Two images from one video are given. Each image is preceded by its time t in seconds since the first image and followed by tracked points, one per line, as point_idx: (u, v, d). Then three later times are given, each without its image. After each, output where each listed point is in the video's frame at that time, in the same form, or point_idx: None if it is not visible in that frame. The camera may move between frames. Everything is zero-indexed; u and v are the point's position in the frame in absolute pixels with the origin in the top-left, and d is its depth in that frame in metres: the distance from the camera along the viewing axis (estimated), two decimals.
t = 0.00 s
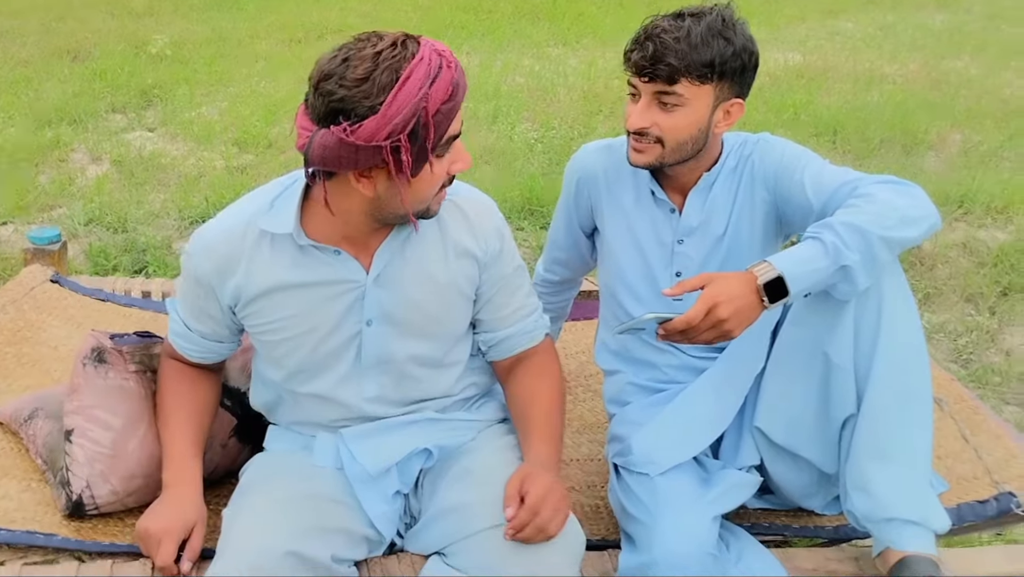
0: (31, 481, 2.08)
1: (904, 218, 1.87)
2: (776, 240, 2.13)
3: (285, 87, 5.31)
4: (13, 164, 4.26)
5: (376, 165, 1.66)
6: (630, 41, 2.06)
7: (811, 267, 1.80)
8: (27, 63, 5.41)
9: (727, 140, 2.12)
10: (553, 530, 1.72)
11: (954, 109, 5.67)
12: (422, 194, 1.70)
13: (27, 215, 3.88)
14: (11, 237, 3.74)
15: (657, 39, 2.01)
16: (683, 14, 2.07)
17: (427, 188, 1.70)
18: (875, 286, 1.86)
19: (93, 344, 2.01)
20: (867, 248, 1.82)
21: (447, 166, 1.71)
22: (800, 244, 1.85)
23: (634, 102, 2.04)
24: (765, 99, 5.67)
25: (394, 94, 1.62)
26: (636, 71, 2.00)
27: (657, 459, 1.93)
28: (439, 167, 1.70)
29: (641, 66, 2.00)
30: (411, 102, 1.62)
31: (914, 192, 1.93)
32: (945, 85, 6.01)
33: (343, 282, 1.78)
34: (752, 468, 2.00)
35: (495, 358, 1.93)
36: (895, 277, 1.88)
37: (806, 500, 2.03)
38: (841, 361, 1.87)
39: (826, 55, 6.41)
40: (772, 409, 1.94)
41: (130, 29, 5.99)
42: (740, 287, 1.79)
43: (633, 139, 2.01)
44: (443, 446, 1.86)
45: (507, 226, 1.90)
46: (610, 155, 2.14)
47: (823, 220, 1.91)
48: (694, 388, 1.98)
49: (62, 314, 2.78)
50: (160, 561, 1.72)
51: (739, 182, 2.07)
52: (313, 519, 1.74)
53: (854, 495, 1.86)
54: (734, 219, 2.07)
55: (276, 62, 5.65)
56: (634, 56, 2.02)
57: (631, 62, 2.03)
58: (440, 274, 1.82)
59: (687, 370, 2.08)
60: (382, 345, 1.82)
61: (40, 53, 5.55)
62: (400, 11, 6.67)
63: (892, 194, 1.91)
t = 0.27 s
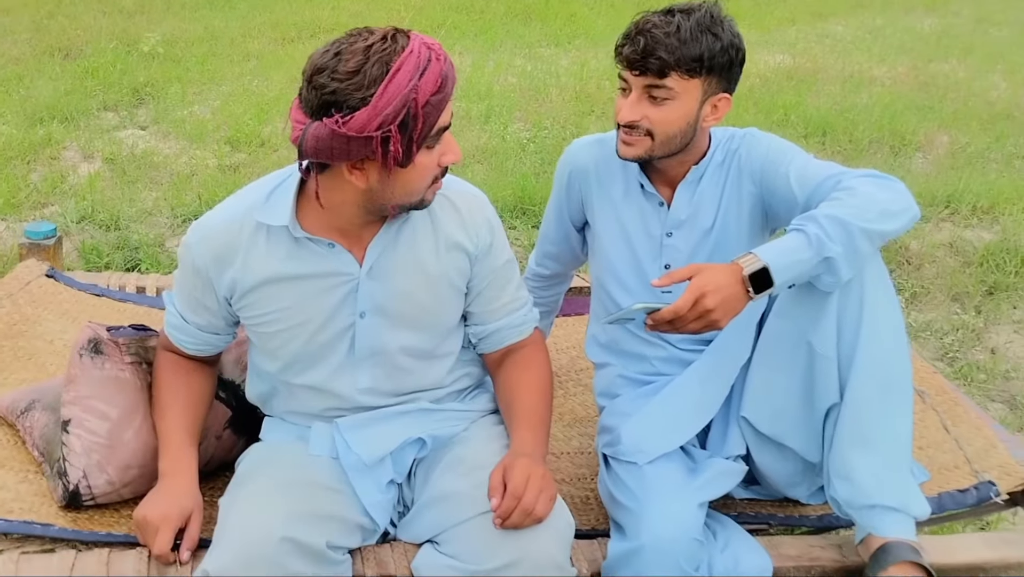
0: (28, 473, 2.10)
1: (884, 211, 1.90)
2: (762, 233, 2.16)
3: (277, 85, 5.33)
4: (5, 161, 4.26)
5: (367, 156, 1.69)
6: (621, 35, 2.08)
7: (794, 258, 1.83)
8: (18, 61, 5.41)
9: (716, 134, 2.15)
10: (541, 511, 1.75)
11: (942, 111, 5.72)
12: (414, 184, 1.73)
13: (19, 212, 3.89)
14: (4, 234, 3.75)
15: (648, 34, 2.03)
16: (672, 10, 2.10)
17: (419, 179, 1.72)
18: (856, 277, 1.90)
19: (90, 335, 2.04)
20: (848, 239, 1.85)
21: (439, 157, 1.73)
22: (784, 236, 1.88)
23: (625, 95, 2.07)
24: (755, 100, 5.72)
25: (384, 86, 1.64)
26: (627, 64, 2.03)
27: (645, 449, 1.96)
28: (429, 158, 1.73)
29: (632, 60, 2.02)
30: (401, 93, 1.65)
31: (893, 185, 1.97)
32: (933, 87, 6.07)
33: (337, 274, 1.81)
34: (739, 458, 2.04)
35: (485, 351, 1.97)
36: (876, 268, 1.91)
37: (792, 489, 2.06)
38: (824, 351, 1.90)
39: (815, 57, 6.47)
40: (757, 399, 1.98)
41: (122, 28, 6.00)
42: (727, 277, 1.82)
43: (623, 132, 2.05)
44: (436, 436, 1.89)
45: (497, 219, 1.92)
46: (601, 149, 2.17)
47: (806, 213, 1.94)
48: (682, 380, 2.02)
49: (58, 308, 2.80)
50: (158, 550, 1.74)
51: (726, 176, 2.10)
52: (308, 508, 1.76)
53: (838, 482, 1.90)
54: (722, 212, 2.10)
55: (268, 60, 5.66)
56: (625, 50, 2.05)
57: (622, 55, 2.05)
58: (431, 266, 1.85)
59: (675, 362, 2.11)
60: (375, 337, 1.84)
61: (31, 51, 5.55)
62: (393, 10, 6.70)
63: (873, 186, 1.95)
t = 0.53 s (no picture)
0: (24, 465, 2.12)
1: (863, 204, 1.93)
2: (750, 227, 2.19)
3: (271, 83, 5.33)
4: None
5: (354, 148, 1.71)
6: (602, 46, 2.09)
7: (776, 249, 1.86)
8: (10, 58, 5.41)
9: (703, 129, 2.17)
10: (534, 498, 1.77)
11: (932, 111, 5.76)
12: (402, 176, 1.75)
13: (11, 210, 3.90)
14: None
15: (627, 46, 2.04)
16: (649, 17, 2.10)
17: (406, 171, 1.75)
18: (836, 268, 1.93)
19: (85, 328, 2.07)
20: (829, 231, 1.88)
21: (425, 150, 1.75)
22: (767, 228, 1.91)
23: (610, 105, 2.09)
24: (748, 100, 5.75)
25: (370, 78, 1.67)
26: (609, 77, 2.04)
27: (633, 438, 1.98)
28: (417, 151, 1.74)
29: (613, 74, 2.04)
30: (387, 85, 1.67)
31: (872, 179, 2.01)
32: (924, 88, 6.11)
33: (329, 266, 1.83)
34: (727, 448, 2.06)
35: (476, 343, 1.99)
36: (855, 259, 1.95)
37: (780, 478, 2.09)
38: (807, 341, 1.93)
39: (808, 58, 6.50)
40: (742, 390, 2.00)
41: (114, 25, 6.00)
42: (712, 267, 1.85)
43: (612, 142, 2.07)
44: (430, 427, 1.92)
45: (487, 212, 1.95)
46: (590, 146, 2.19)
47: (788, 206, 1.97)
48: (670, 371, 2.04)
49: (52, 303, 2.81)
50: (156, 539, 1.76)
51: (712, 171, 2.12)
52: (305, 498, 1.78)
53: (821, 469, 1.92)
54: (710, 207, 2.13)
55: (262, 58, 5.67)
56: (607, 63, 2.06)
57: (604, 68, 2.07)
58: (423, 259, 1.87)
59: (664, 354, 2.13)
60: (368, 329, 1.87)
61: (22, 48, 5.55)
62: (386, 9, 6.71)
63: (853, 181, 1.98)
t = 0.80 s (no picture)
0: (20, 458, 2.15)
1: (848, 201, 1.96)
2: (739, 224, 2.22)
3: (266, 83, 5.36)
4: None
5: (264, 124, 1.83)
6: (595, 40, 2.13)
7: (763, 243, 1.89)
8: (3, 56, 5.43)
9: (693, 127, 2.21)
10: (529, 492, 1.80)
11: (928, 113, 5.80)
12: (300, 154, 1.77)
13: (5, 208, 3.92)
14: None
15: (620, 38, 2.07)
16: (642, 12, 2.14)
17: (304, 150, 1.76)
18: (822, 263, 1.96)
19: (81, 322, 2.10)
20: (814, 226, 1.91)
21: (325, 131, 1.74)
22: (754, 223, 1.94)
23: (603, 97, 2.11)
24: (743, 101, 5.78)
25: (256, 53, 1.80)
26: (603, 69, 2.07)
27: (624, 431, 2.01)
28: (320, 128, 1.75)
29: (607, 65, 2.06)
30: (269, 60, 1.77)
31: (857, 176, 2.04)
32: (919, 90, 6.14)
33: (325, 259, 1.86)
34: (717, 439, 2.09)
35: (473, 341, 2.02)
36: (841, 254, 1.97)
37: (769, 470, 2.11)
38: (793, 334, 1.96)
39: (804, 59, 6.53)
40: (731, 381, 2.03)
41: (108, 24, 6.02)
42: (698, 262, 1.88)
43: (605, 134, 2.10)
44: (425, 419, 1.94)
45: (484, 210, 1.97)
46: (582, 143, 2.22)
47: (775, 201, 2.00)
48: (661, 365, 2.07)
49: (46, 299, 2.83)
50: (152, 530, 1.79)
51: (702, 167, 2.15)
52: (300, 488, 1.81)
53: (808, 460, 1.95)
54: (699, 204, 2.16)
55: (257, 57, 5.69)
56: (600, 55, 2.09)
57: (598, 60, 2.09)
58: (418, 255, 1.90)
59: (656, 349, 2.16)
60: (361, 322, 1.89)
61: (16, 47, 5.58)
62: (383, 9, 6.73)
63: (839, 177, 2.01)
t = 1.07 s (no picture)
0: (17, 456, 2.17)
1: (843, 201, 1.97)
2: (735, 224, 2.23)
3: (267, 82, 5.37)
4: None
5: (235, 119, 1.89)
6: (591, 37, 2.14)
7: (758, 242, 1.90)
8: None
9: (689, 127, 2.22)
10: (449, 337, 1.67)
11: (932, 114, 5.81)
12: (263, 145, 1.82)
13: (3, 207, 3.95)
14: None
15: (616, 36, 2.08)
16: (639, 10, 2.15)
17: (265, 140, 1.81)
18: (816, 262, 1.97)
19: (75, 322, 2.13)
20: (809, 225, 1.92)
21: (280, 120, 1.79)
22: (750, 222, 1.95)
23: (598, 94, 2.13)
24: (747, 101, 5.79)
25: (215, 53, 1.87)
26: (598, 66, 2.08)
27: (621, 428, 2.03)
28: (275, 118, 1.80)
29: (602, 62, 2.08)
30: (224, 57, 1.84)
31: (853, 177, 2.05)
32: (923, 91, 6.15)
33: (306, 246, 1.89)
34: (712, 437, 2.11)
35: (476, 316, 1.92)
36: (836, 253, 1.98)
37: (766, 468, 2.13)
38: (788, 333, 1.97)
39: (807, 60, 6.54)
40: (726, 379, 2.04)
41: (105, 20, 6.03)
42: (695, 261, 1.89)
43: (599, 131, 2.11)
44: (420, 415, 1.96)
45: (473, 198, 1.97)
46: (580, 142, 2.24)
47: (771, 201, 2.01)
48: (657, 363, 2.09)
49: (42, 297, 2.85)
50: (152, 525, 1.82)
51: (699, 167, 2.16)
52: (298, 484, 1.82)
53: (803, 458, 1.97)
54: (696, 203, 2.17)
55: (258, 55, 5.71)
56: (596, 52, 2.10)
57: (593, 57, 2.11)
58: (398, 241, 1.92)
59: (654, 347, 2.17)
60: (345, 308, 1.91)
61: (11, 42, 5.60)
62: (387, 7, 6.75)
63: (834, 177, 2.02)
